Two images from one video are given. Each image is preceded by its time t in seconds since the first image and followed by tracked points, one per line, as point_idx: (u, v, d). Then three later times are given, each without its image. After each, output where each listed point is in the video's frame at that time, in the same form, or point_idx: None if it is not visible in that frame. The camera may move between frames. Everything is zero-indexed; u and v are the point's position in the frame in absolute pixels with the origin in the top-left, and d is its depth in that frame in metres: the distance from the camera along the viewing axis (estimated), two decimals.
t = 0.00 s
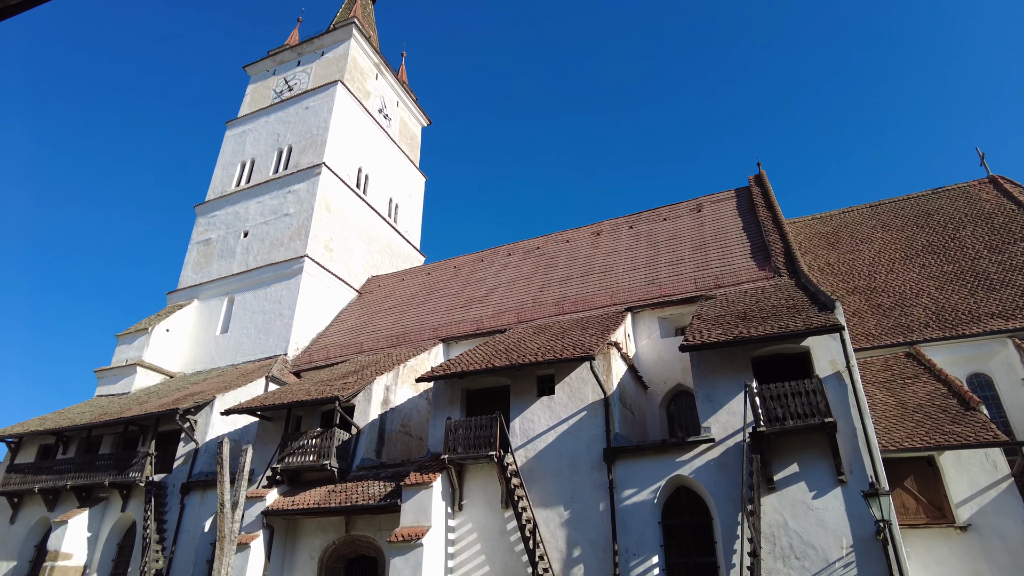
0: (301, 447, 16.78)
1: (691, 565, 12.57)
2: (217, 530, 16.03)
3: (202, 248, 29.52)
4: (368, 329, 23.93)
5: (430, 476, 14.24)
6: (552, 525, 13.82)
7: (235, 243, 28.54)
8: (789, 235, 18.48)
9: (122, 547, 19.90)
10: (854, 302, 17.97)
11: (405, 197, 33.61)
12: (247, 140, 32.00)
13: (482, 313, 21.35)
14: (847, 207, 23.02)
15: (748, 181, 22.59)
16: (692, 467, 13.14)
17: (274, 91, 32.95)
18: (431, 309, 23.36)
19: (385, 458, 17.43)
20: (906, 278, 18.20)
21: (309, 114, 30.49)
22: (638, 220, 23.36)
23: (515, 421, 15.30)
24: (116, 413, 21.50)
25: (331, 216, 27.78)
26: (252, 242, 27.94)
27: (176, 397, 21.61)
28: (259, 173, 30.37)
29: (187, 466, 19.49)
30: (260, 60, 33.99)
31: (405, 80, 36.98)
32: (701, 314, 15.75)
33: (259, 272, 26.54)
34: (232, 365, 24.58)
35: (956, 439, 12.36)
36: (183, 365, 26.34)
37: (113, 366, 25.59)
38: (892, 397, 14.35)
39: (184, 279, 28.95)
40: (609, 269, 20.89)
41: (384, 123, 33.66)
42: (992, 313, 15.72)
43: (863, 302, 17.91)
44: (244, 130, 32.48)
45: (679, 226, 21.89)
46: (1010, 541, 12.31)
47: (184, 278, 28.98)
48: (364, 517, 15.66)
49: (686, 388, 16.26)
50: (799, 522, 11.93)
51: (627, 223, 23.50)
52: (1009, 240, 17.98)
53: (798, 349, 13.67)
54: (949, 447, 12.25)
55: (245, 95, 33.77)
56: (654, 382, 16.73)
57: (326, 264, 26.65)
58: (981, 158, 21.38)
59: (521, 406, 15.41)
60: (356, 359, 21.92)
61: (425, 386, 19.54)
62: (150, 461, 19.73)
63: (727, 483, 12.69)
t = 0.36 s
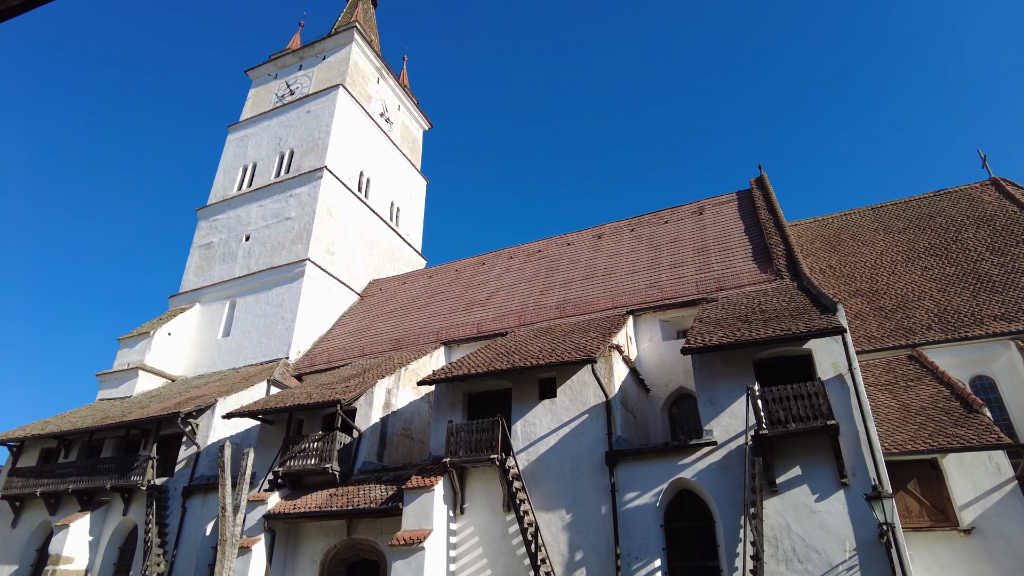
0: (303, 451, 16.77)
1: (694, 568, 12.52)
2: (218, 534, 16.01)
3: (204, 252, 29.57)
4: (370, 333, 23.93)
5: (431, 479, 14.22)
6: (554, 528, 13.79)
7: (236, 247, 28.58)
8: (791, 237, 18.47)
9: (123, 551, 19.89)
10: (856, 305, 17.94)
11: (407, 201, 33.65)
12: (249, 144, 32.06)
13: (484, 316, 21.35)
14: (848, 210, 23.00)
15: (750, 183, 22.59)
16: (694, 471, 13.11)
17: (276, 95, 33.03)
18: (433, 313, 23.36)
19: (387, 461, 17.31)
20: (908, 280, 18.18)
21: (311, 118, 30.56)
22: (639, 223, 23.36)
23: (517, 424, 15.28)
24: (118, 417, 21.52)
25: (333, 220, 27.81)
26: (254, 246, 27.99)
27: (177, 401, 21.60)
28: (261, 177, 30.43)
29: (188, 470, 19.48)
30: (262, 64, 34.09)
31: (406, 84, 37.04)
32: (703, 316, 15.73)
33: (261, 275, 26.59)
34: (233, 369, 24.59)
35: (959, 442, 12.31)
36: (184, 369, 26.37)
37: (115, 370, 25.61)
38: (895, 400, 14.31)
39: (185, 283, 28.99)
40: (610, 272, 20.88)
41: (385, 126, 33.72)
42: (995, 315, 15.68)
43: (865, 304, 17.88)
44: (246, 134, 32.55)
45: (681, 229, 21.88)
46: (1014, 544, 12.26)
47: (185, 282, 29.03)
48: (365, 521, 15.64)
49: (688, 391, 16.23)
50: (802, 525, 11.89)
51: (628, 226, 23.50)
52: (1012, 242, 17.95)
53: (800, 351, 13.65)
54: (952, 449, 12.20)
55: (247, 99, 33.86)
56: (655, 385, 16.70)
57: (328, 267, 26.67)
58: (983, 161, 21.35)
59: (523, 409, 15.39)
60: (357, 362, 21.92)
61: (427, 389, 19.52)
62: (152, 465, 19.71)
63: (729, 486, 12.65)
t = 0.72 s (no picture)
0: (304, 451, 16.79)
1: (697, 568, 12.52)
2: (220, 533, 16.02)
3: (205, 252, 29.61)
4: (371, 333, 23.95)
5: (433, 479, 14.22)
6: (555, 528, 13.79)
7: (238, 247, 28.61)
8: (792, 236, 18.46)
9: (125, 551, 19.92)
10: (857, 304, 17.93)
11: (408, 201, 33.66)
12: (250, 144, 32.09)
13: (485, 316, 21.35)
14: (850, 209, 22.97)
15: (751, 183, 22.56)
16: (696, 470, 13.10)
17: (277, 95, 33.06)
18: (434, 313, 23.37)
19: (389, 461, 17.44)
20: (910, 279, 18.15)
21: (312, 118, 30.59)
22: (640, 222, 23.35)
23: (518, 424, 15.27)
24: (120, 417, 21.55)
25: (334, 220, 27.83)
26: (255, 246, 28.02)
27: (179, 401, 21.63)
28: (262, 177, 30.46)
29: (190, 470, 19.50)
30: (263, 64, 34.12)
31: (407, 84, 37.05)
32: (704, 316, 15.73)
33: (262, 276, 26.62)
34: (235, 369, 24.61)
35: (961, 440, 12.29)
36: (186, 369, 26.41)
37: (117, 370, 25.65)
38: (897, 399, 14.29)
39: (187, 283, 29.02)
40: (612, 271, 20.87)
41: (386, 126, 33.74)
42: (997, 314, 15.65)
43: (866, 303, 17.87)
44: (247, 135, 32.58)
45: (682, 228, 21.87)
46: (1016, 544, 12.25)
47: (187, 283, 29.06)
48: (367, 521, 15.65)
49: (690, 390, 16.22)
50: (803, 525, 11.89)
51: (630, 225, 23.49)
52: (1014, 241, 17.92)
53: (802, 350, 13.64)
54: (954, 448, 12.18)
55: (248, 100, 33.89)
56: (657, 385, 16.70)
57: (329, 267, 26.68)
58: (984, 159, 21.31)
59: (524, 409, 15.40)
60: (359, 362, 21.94)
61: (428, 389, 19.53)
62: (154, 465, 19.75)
63: (731, 486, 12.64)
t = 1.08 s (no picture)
0: (306, 448, 16.81)
1: (698, 565, 12.54)
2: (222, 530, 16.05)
3: (207, 249, 29.63)
4: (373, 330, 23.96)
5: (435, 475, 14.24)
6: (557, 524, 13.80)
7: (239, 244, 28.63)
8: (794, 234, 18.44)
9: (128, 548, 19.98)
10: (859, 301, 17.90)
11: (409, 198, 33.66)
12: (251, 142, 32.08)
13: (486, 313, 21.35)
14: (851, 206, 22.94)
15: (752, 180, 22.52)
16: (697, 467, 13.11)
17: (278, 93, 33.04)
18: (435, 310, 23.38)
19: (390, 458, 17.49)
20: (911, 276, 18.12)
21: (313, 115, 30.58)
22: (642, 219, 23.33)
23: (519, 421, 15.28)
24: (122, 414, 21.60)
25: (335, 218, 27.83)
26: (256, 243, 28.04)
27: (181, 398, 21.67)
28: (263, 175, 30.47)
29: (192, 467, 19.54)
30: (264, 62, 34.11)
31: (408, 81, 37.02)
32: (706, 312, 15.72)
33: (264, 273, 26.64)
34: (237, 366, 24.64)
35: (962, 437, 12.30)
36: (187, 366, 26.44)
37: (119, 368, 25.70)
38: (898, 396, 14.29)
39: (188, 280, 29.06)
40: (613, 269, 20.87)
41: (387, 124, 33.72)
42: (999, 311, 15.64)
43: (868, 300, 17.84)
44: (248, 132, 32.57)
45: (683, 225, 21.86)
46: (1017, 541, 12.26)
47: (189, 280, 29.10)
48: (369, 517, 15.68)
49: (691, 387, 16.22)
50: (805, 521, 11.89)
51: (631, 223, 23.48)
52: (1016, 238, 17.90)
53: (803, 347, 13.63)
54: (956, 445, 12.18)
55: (249, 97, 33.88)
56: (658, 382, 16.71)
57: (331, 265, 26.70)
58: (987, 156, 21.27)
59: (526, 406, 15.41)
60: (360, 359, 21.95)
61: (429, 386, 19.55)
62: (156, 462, 19.81)
63: (733, 483, 12.64)
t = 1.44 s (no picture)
0: (308, 437, 16.87)
1: (698, 553, 12.62)
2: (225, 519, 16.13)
3: (208, 240, 29.62)
4: (374, 320, 23.98)
5: (436, 464, 14.30)
6: (558, 513, 13.87)
7: (240, 235, 28.61)
8: (795, 223, 18.40)
9: (131, 536, 20.11)
10: (860, 291, 17.88)
11: (410, 188, 33.59)
12: (251, 132, 31.99)
13: (487, 304, 21.36)
14: (853, 195, 22.87)
15: (754, 170, 22.45)
16: (697, 456, 13.15)
17: (277, 82, 32.90)
18: (436, 300, 23.38)
19: (391, 447, 17.58)
20: (913, 267, 18.10)
21: (313, 105, 30.47)
22: (643, 209, 23.28)
23: (520, 410, 15.33)
24: (125, 404, 21.68)
25: (336, 208, 27.79)
26: (257, 234, 28.02)
27: (183, 388, 21.75)
28: (264, 165, 30.40)
29: (195, 456, 19.63)
30: (264, 51, 33.95)
31: (409, 71, 36.85)
32: (707, 302, 15.72)
33: (265, 263, 26.64)
34: (238, 356, 24.70)
35: (962, 427, 12.33)
36: (189, 356, 26.50)
37: (121, 358, 25.77)
38: (898, 385, 14.31)
39: (190, 271, 29.07)
40: (614, 259, 20.85)
41: (388, 113, 33.60)
42: (1000, 301, 15.63)
43: (869, 290, 17.83)
44: (248, 122, 32.46)
45: (685, 215, 21.82)
46: (1016, 530, 12.33)
47: (190, 270, 29.11)
48: (371, 506, 15.76)
49: (692, 377, 16.25)
50: (804, 510, 11.95)
51: (632, 212, 23.43)
52: (1018, 228, 17.86)
53: (804, 337, 13.63)
54: (955, 434, 12.22)
55: (249, 87, 33.74)
56: (659, 372, 16.75)
57: (332, 255, 26.69)
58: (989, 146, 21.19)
59: (527, 395, 15.45)
60: (361, 349, 21.99)
61: (431, 376, 19.59)
62: (158, 452, 19.89)
63: (733, 472, 12.69)
